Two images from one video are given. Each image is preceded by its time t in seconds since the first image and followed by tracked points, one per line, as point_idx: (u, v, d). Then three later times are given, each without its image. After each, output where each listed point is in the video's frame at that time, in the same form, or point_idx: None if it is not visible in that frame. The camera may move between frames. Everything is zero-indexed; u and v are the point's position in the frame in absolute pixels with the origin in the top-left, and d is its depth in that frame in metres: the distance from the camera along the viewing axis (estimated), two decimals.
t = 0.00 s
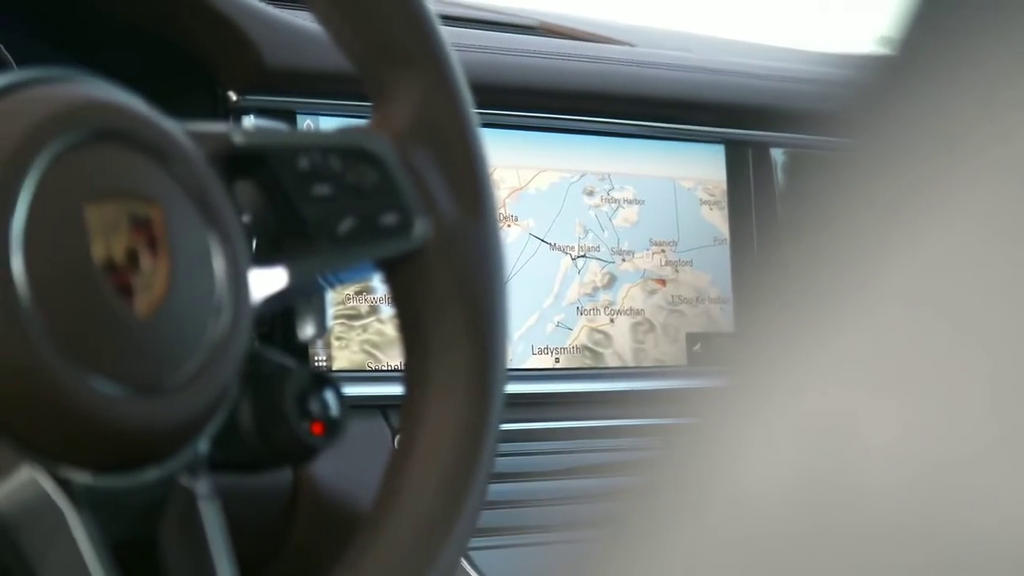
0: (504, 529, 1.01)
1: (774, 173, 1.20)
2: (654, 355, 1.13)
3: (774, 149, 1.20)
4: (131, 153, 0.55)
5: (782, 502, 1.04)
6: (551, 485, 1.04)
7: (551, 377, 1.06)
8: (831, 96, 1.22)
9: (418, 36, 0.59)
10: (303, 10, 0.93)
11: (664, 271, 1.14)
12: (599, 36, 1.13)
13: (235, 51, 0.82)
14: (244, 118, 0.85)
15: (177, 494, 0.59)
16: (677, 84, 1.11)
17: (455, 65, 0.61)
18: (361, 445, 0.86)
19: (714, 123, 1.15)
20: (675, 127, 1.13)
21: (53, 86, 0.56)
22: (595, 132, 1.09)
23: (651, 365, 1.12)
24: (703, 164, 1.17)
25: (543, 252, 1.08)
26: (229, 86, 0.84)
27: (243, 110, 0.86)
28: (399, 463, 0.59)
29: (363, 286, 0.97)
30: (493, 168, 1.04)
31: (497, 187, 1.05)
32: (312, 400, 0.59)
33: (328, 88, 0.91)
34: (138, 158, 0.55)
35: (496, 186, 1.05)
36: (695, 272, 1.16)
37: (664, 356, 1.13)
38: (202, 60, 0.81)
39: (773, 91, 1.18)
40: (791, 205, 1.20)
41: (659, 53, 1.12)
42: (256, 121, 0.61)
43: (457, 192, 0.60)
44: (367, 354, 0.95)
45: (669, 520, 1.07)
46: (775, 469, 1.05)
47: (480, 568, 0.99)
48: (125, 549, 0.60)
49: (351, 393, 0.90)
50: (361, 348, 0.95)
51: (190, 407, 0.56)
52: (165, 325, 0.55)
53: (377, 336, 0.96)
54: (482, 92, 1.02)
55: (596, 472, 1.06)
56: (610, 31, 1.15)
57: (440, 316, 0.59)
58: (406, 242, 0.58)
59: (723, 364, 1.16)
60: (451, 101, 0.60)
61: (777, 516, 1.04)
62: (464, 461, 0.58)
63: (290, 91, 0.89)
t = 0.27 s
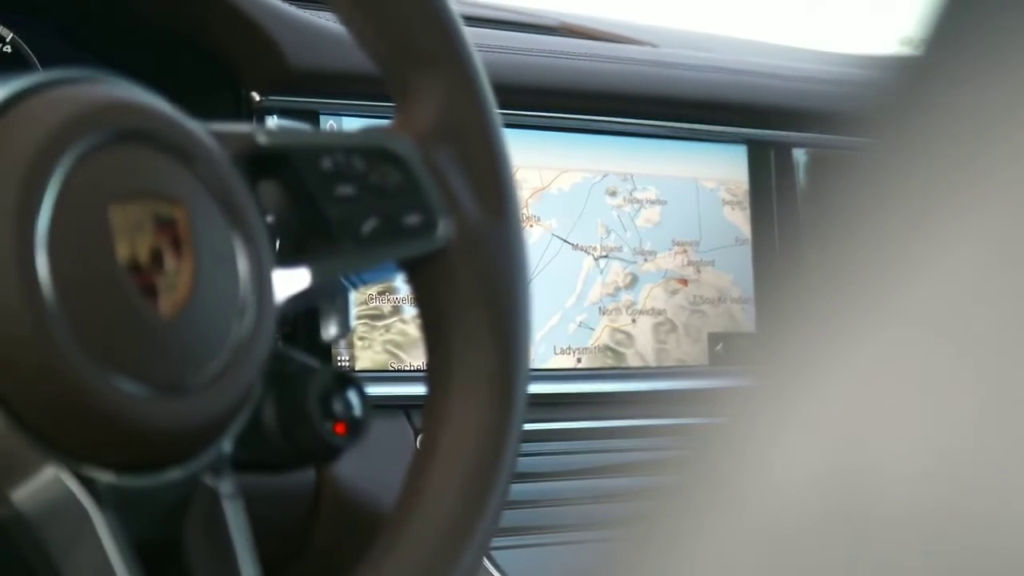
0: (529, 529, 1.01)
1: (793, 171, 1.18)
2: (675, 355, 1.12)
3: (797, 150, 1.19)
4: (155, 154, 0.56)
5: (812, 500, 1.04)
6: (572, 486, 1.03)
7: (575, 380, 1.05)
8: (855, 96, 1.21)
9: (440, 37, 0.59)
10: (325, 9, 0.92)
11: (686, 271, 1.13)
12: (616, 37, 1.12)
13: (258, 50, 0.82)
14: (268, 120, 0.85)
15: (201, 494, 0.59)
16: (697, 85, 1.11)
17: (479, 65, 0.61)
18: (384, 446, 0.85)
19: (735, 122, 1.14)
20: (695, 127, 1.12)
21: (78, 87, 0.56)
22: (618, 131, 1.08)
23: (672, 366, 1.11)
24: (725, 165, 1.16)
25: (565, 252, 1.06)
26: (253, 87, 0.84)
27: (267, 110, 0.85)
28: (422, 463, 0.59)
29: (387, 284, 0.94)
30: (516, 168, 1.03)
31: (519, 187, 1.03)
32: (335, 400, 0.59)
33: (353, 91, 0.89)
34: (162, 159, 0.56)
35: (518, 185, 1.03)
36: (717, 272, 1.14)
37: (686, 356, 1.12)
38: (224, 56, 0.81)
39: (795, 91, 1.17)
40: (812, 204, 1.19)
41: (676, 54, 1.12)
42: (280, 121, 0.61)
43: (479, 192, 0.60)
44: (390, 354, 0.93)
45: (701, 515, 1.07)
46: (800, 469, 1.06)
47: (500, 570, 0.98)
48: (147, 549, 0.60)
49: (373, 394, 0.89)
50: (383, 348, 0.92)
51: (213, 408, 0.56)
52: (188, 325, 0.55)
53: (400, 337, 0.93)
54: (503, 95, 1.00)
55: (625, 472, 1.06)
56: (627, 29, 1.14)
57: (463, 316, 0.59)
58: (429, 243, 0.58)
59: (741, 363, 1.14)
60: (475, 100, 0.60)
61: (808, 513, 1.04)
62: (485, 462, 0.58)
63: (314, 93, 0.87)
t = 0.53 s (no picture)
0: (548, 528, 0.99)
1: (819, 172, 1.21)
2: (699, 355, 1.13)
3: (821, 151, 1.21)
4: (181, 154, 0.56)
5: (834, 497, 1.12)
6: (598, 486, 1.02)
7: (599, 380, 1.05)
8: (882, 98, 1.22)
9: (467, 40, 0.60)
10: (349, 9, 0.92)
11: (710, 271, 1.15)
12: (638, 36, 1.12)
13: (284, 49, 0.82)
14: (295, 120, 0.85)
15: (228, 493, 0.59)
16: (722, 84, 1.10)
17: (506, 67, 0.61)
18: (409, 447, 0.85)
19: (760, 122, 1.14)
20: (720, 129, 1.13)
21: (106, 88, 0.57)
22: (643, 133, 1.09)
23: (696, 365, 1.12)
24: (751, 166, 1.17)
25: (589, 253, 1.07)
26: (279, 88, 0.84)
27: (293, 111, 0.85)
28: (447, 463, 0.59)
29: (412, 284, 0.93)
30: (541, 169, 1.03)
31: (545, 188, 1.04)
32: (361, 401, 0.60)
33: (378, 92, 0.88)
34: (188, 160, 0.56)
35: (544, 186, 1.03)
36: (741, 272, 1.16)
37: (710, 355, 1.14)
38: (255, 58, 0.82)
39: (823, 90, 1.17)
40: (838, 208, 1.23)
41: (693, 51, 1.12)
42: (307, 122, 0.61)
43: (505, 193, 0.60)
44: (415, 355, 0.92)
45: (728, 518, 1.08)
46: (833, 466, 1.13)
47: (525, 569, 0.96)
48: (174, 547, 0.61)
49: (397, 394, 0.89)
50: (409, 349, 0.92)
51: (239, 407, 0.56)
52: (215, 324, 0.56)
53: (426, 337, 0.93)
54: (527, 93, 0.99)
55: (651, 471, 1.05)
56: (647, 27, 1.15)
57: (487, 316, 0.59)
58: (455, 243, 0.58)
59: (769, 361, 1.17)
60: (500, 102, 0.61)
61: (832, 509, 1.12)
62: (511, 462, 0.59)
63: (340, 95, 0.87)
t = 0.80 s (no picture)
0: (571, 530, 0.99)
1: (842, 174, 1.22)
2: (722, 355, 1.15)
3: (845, 151, 1.21)
4: (206, 154, 0.57)
5: (854, 494, 1.13)
6: (622, 486, 1.02)
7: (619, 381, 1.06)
8: (907, 98, 1.20)
9: (492, 42, 0.60)
10: (376, 12, 0.92)
11: (734, 271, 1.16)
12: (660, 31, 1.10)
13: (310, 51, 0.82)
14: (320, 122, 0.85)
15: (254, 492, 0.59)
16: (744, 82, 1.09)
17: (531, 69, 0.62)
18: (433, 447, 0.85)
19: (782, 122, 1.14)
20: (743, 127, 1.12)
21: (133, 89, 0.57)
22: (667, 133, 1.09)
23: (719, 365, 1.14)
24: (776, 167, 1.18)
25: (611, 254, 1.08)
26: (304, 89, 0.84)
27: (318, 113, 0.85)
28: (472, 464, 0.59)
29: (436, 285, 0.95)
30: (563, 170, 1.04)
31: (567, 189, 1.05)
32: (387, 401, 0.60)
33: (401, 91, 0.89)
34: (213, 161, 0.57)
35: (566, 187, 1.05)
36: (764, 273, 1.18)
37: (733, 355, 1.15)
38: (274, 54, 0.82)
39: (847, 88, 1.16)
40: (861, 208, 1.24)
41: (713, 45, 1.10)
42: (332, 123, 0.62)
43: (530, 194, 0.60)
44: (439, 355, 0.94)
45: (751, 516, 1.08)
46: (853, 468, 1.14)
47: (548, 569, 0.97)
48: (199, 548, 0.60)
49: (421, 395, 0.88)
50: (434, 350, 0.93)
51: (264, 406, 0.57)
52: (240, 325, 0.56)
53: (450, 337, 0.94)
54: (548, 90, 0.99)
55: (672, 470, 1.05)
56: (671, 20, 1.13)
57: (512, 316, 0.60)
58: (481, 244, 0.59)
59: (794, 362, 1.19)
60: (525, 104, 0.61)
61: (848, 507, 1.12)
62: (535, 463, 0.59)
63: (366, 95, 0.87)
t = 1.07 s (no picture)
0: (597, 530, 0.99)
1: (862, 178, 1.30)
2: (743, 354, 1.20)
3: (863, 153, 1.29)
4: (227, 154, 0.57)
5: (879, 495, 1.12)
6: (640, 487, 1.02)
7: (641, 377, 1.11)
8: (920, 98, 1.23)
9: (513, 43, 0.60)
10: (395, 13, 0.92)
11: (753, 272, 1.22)
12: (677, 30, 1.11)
13: (330, 53, 0.83)
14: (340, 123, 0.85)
15: (276, 492, 0.59)
16: (762, 82, 1.10)
17: (550, 70, 0.62)
18: (454, 448, 0.86)
19: (797, 121, 1.17)
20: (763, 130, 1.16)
21: (155, 91, 0.57)
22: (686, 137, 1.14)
23: (740, 364, 1.19)
24: (796, 169, 1.25)
25: (633, 256, 1.13)
26: (326, 90, 0.85)
27: (339, 114, 0.86)
28: (492, 463, 0.60)
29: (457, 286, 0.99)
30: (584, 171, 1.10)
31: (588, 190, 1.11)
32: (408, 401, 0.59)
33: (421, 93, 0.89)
34: (234, 162, 0.58)
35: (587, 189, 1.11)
36: (786, 274, 1.25)
37: (755, 354, 1.21)
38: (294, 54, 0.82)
39: (862, 88, 1.18)
40: (877, 213, 1.33)
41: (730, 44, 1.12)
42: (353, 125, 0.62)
43: (550, 194, 0.60)
44: (460, 355, 0.97)
45: (776, 516, 1.08)
46: (877, 471, 1.13)
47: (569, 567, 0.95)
48: (220, 548, 0.60)
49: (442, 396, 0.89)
50: (454, 350, 0.96)
51: (285, 406, 0.57)
52: (263, 324, 0.56)
53: (470, 338, 0.97)
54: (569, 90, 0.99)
55: (691, 470, 1.05)
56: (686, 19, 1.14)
57: (532, 316, 0.60)
58: (502, 244, 0.59)
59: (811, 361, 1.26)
60: (545, 104, 0.61)
61: (872, 505, 1.11)
62: (554, 463, 0.59)
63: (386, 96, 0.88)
